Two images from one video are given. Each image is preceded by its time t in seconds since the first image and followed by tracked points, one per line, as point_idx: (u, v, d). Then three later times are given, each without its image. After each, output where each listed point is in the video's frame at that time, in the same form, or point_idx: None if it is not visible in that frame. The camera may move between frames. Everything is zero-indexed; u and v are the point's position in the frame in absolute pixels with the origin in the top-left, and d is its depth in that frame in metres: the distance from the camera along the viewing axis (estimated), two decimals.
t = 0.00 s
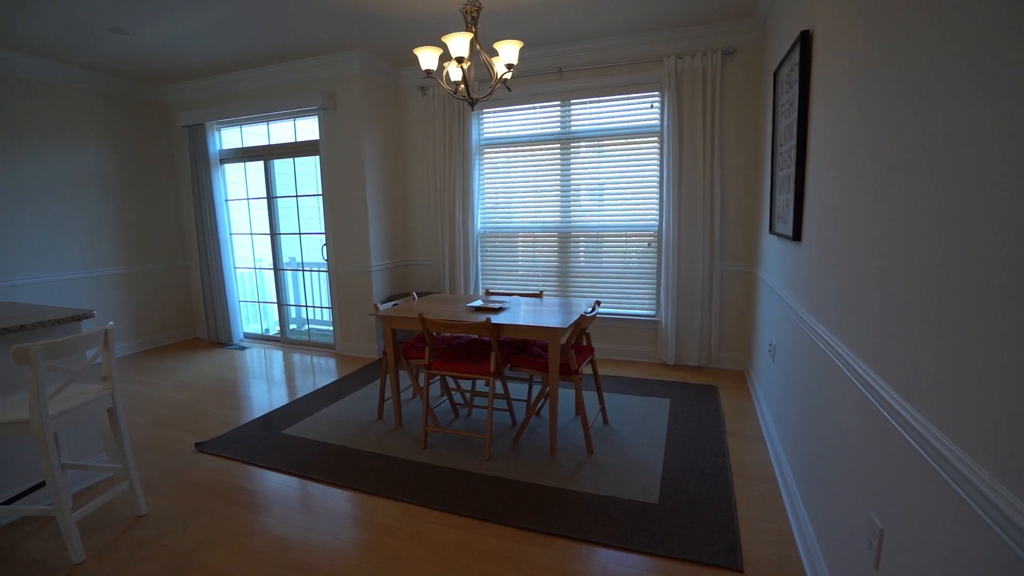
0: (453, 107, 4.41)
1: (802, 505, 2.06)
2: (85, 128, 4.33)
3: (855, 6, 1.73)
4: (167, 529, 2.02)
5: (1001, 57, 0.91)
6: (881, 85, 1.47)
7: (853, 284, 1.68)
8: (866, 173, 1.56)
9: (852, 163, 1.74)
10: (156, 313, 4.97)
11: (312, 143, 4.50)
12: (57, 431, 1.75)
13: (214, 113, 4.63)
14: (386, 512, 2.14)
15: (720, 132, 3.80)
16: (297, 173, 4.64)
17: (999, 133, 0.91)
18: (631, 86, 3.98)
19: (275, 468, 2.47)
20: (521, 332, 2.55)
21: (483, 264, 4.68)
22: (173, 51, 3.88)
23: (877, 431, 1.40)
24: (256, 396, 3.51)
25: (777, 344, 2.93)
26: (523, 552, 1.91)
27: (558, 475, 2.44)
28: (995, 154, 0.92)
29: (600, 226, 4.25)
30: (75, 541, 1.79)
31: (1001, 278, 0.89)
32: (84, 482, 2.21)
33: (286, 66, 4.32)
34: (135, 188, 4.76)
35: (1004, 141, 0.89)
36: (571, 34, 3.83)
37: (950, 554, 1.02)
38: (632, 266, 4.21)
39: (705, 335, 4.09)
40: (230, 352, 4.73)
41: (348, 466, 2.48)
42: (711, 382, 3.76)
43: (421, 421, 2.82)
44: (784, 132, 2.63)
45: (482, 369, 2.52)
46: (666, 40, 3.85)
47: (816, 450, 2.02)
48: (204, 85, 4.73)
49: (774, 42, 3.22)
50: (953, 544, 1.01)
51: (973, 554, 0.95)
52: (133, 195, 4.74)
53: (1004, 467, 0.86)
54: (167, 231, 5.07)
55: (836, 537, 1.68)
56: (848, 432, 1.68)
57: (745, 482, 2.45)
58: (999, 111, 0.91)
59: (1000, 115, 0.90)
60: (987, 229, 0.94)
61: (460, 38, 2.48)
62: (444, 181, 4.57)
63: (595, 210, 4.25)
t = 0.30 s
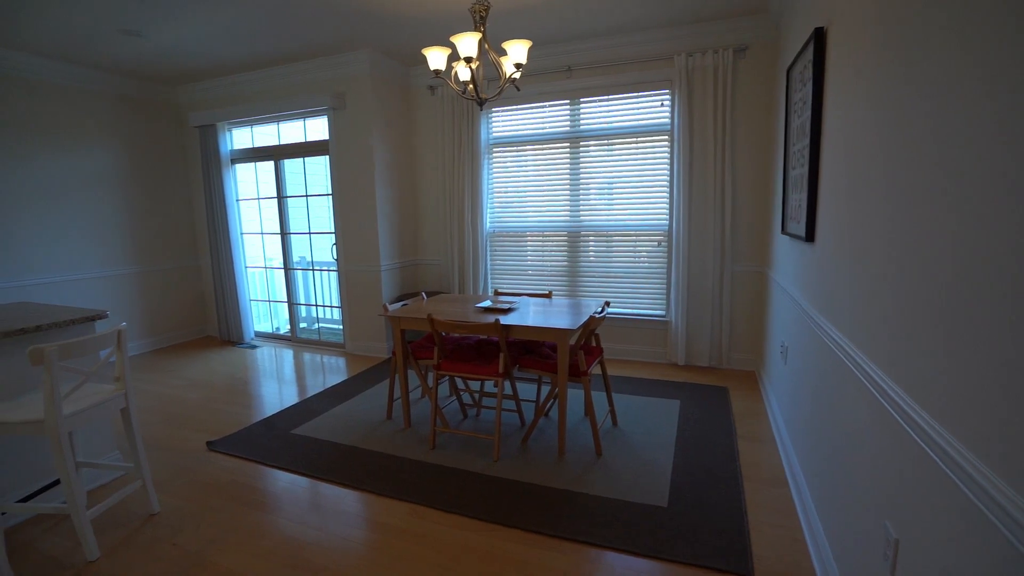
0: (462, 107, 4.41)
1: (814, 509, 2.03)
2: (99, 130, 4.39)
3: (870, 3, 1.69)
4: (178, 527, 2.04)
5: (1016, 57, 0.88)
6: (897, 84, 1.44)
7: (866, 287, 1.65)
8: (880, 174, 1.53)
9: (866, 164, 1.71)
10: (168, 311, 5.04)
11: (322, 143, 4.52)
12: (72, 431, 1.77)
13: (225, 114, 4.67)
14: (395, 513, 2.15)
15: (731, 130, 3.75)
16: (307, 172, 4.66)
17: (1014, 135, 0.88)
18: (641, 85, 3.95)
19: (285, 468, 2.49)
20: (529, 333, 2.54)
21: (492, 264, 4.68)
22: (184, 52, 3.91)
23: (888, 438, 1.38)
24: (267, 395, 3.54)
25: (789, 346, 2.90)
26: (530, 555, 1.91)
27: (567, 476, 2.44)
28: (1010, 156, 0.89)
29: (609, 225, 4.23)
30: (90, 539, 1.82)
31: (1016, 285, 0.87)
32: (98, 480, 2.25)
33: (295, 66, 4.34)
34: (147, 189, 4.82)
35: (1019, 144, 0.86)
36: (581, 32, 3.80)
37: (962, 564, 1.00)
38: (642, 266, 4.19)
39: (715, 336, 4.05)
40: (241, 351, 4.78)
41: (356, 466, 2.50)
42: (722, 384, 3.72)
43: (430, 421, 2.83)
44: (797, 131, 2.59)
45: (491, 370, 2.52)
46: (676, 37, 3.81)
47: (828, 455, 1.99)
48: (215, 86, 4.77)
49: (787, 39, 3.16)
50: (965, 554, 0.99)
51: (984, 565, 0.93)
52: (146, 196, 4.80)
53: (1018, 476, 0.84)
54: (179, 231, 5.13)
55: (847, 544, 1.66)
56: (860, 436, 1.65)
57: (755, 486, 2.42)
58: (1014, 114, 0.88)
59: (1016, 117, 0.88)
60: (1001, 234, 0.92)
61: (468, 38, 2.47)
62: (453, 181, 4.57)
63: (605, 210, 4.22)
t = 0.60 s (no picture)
0: (471, 110, 4.42)
1: (823, 521, 1.99)
2: (112, 132, 4.45)
3: (883, 9, 1.67)
4: (184, 529, 2.05)
5: None
6: (908, 92, 1.42)
7: (877, 297, 1.62)
8: (891, 182, 1.51)
9: (878, 172, 1.69)
10: (178, 312, 5.08)
11: (331, 145, 4.54)
12: (81, 431, 1.79)
13: (236, 116, 4.71)
14: (399, 518, 2.14)
15: (741, 135, 3.73)
16: (316, 175, 4.69)
17: None
18: (651, 89, 3.93)
19: (291, 470, 2.50)
20: (536, 338, 2.53)
21: (500, 267, 4.67)
22: (197, 56, 3.96)
23: (896, 450, 1.36)
24: (274, 396, 3.55)
25: (799, 354, 2.86)
26: (534, 563, 1.89)
27: (572, 483, 2.42)
28: None
29: (617, 230, 4.21)
30: (97, 539, 1.83)
31: None
32: (106, 480, 2.26)
33: (306, 69, 4.37)
34: (159, 190, 4.87)
35: None
36: (590, 36, 3.80)
37: None
38: (650, 270, 4.16)
39: (724, 342, 4.02)
40: (249, 352, 4.80)
41: (362, 470, 2.50)
42: (730, 391, 3.69)
43: (436, 426, 2.82)
44: (808, 137, 2.57)
45: (497, 375, 2.51)
46: (687, 42, 3.79)
47: (837, 465, 1.96)
48: (227, 89, 4.81)
49: (799, 44, 3.14)
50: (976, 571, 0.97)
51: None
52: (157, 197, 4.85)
53: None
54: (189, 232, 5.18)
55: (857, 558, 1.63)
56: (869, 447, 1.63)
57: (763, 496, 2.39)
58: None
59: None
60: (1013, 246, 0.90)
61: (477, 43, 2.47)
62: (461, 184, 4.58)
63: (613, 214, 4.21)
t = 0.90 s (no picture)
0: (481, 113, 4.42)
1: (833, 533, 1.96)
2: (127, 132, 4.51)
3: (897, 14, 1.65)
4: (191, 527, 2.06)
5: None
6: (925, 97, 1.39)
7: (888, 305, 1.60)
8: (905, 189, 1.49)
9: (889, 179, 1.66)
10: (188, 310, 5.13)
11: (341, 146, 4.57)
12: (91, 430, 1.80)
13: (248, 117, 4.75)
14: (404, 521, 2.14)
15: (753, 139, 3.69)
16: (326, 176, 4.72)
17: None
18: (662, 92, 3.91)
19: (297, 471, 2.50)
20: (543, 343, 2.51)
21: (508, 270, 4.66)
22: (210, 57, 4.00)
23: (907, 461, 1.34)
24: (282, 396, 3.57)
25: (809, 362, 2.82)
26: (538, 569, 1.87)
27: (578, 489, 2.40)
28: None
29: (626, 233, 4.19)
30: (105, 536, 1.85)
31: None
32: (115, 478, 2.28)
33: (318, 71, 4.40)
34: (171, 190, 4.92)
35: None
36: (601, 39, 3.79)
37: None
38: (659, 275, 4.14)
39: (733, 348, 3.98)
40: (257, 351, 4.83)
41: (367, 471, 2.50)
42: (739, 397, 3.65)
43: (442, 429, 2.82)
44: (822, 142, 2.54)
45: (504, 378, 2.50)
46: (699, 46, 3.77)
47: (847, 476, 1.93)
48: (240, 90, 4.86)
49: (813, 48, 3.11)
50: None
51: None
52: (169, 197, 4.91)
53: None
54: (200, 231, 5.23)
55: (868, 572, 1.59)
56: (879, 457, 1.60)
57: (771, 505, 2.36)
58: None
59: None
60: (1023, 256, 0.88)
61: (488, 46, 2.47)
62: (470, 186, 4.58)
63: (622, 217, 4.18)
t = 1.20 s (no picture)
0: (489, 113, 4.41)
1: (844, 540, 1.93)
2: (137, 132, 4.55)
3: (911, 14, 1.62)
4: (197, 527, 2.07)
5: None
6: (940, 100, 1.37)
7: (899, 309, 1.57)
8: (916, 192, 1.47)
9: (900, 181, 1.64)
10: (196, 309, 5.16)
11: (349, 146, 4.58)
12: (100, 428, 1.82)
13: (257, 117, 4.77)
14: (409, 523, 2.13)
15: (764, 140, 3.66)
16: (334, 175, 4.73)
17: None
18: (671, 93, 3.88)
19: (304, 471, 2.50)
20: (550, 345, 2.50)
21: (515, 271, 4.65)
22: (220, 58, 4.02)
23: (919, 468, 1.31)
24: (289, 395, 3.58)
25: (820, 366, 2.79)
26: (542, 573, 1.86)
27: (584, 492, 2.39)
28: None
29: (634, 234, 4.16)
30: (113, 534, 1.86)
31: None
32: (123, 477, 2.30)
33: (326, 71, 4.42)
34: (181, 190, 4.96)
35: None
36: (610, 39, 3.76)
37: None
38: (667, 277, 4.11)
39: (741, 351, 3.95)
40: (265, 350, 4.86)
41: (373, 472, 2.50)
42: (748, 401, 3.61)
43: (448, 430, 2.81)
44: (834, 144, 2.50)
45: (511, 380, 2.49)
46: (709, 46, 3.74)
47: (857, 483, 1.90)
48: (249, 90, 4.88)
49: (825, 48, 3.07)
50: None
51: None
52: (179, 196, 4.95)
53: None
54: (208, 230, 5.26)
55: None
56: (889, 465, 1.58)
57: (780, 511, 2.33)
58: None
59: None
60: None
61: (497, 46, 2.45)
62: (478, 187, 4.57)
63: (630, 218, 4.16)
